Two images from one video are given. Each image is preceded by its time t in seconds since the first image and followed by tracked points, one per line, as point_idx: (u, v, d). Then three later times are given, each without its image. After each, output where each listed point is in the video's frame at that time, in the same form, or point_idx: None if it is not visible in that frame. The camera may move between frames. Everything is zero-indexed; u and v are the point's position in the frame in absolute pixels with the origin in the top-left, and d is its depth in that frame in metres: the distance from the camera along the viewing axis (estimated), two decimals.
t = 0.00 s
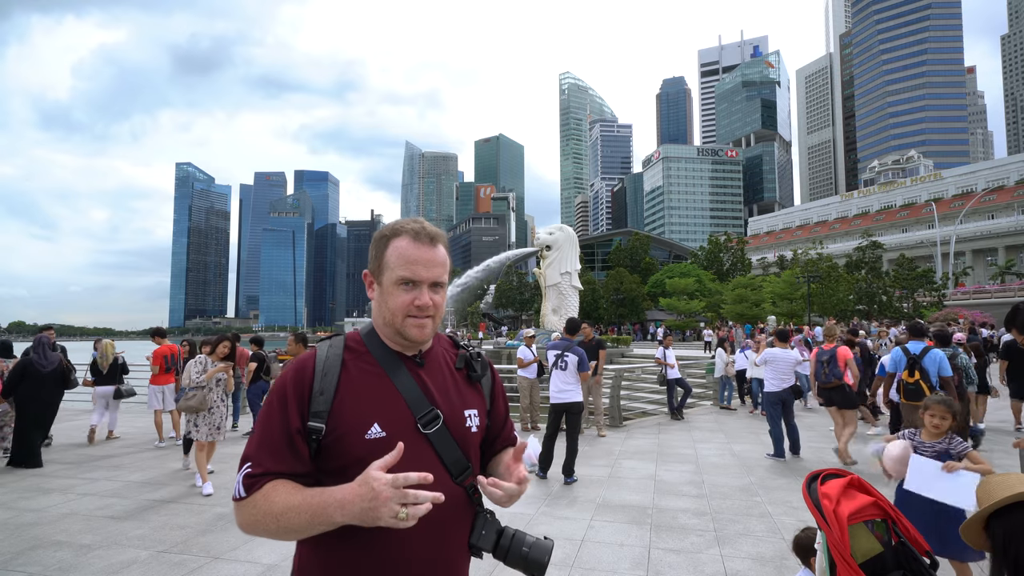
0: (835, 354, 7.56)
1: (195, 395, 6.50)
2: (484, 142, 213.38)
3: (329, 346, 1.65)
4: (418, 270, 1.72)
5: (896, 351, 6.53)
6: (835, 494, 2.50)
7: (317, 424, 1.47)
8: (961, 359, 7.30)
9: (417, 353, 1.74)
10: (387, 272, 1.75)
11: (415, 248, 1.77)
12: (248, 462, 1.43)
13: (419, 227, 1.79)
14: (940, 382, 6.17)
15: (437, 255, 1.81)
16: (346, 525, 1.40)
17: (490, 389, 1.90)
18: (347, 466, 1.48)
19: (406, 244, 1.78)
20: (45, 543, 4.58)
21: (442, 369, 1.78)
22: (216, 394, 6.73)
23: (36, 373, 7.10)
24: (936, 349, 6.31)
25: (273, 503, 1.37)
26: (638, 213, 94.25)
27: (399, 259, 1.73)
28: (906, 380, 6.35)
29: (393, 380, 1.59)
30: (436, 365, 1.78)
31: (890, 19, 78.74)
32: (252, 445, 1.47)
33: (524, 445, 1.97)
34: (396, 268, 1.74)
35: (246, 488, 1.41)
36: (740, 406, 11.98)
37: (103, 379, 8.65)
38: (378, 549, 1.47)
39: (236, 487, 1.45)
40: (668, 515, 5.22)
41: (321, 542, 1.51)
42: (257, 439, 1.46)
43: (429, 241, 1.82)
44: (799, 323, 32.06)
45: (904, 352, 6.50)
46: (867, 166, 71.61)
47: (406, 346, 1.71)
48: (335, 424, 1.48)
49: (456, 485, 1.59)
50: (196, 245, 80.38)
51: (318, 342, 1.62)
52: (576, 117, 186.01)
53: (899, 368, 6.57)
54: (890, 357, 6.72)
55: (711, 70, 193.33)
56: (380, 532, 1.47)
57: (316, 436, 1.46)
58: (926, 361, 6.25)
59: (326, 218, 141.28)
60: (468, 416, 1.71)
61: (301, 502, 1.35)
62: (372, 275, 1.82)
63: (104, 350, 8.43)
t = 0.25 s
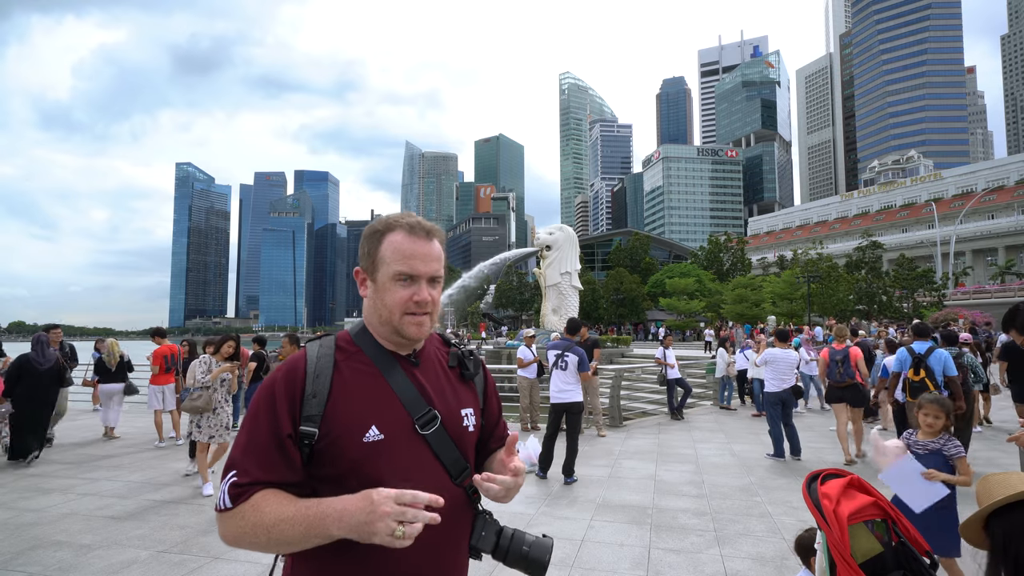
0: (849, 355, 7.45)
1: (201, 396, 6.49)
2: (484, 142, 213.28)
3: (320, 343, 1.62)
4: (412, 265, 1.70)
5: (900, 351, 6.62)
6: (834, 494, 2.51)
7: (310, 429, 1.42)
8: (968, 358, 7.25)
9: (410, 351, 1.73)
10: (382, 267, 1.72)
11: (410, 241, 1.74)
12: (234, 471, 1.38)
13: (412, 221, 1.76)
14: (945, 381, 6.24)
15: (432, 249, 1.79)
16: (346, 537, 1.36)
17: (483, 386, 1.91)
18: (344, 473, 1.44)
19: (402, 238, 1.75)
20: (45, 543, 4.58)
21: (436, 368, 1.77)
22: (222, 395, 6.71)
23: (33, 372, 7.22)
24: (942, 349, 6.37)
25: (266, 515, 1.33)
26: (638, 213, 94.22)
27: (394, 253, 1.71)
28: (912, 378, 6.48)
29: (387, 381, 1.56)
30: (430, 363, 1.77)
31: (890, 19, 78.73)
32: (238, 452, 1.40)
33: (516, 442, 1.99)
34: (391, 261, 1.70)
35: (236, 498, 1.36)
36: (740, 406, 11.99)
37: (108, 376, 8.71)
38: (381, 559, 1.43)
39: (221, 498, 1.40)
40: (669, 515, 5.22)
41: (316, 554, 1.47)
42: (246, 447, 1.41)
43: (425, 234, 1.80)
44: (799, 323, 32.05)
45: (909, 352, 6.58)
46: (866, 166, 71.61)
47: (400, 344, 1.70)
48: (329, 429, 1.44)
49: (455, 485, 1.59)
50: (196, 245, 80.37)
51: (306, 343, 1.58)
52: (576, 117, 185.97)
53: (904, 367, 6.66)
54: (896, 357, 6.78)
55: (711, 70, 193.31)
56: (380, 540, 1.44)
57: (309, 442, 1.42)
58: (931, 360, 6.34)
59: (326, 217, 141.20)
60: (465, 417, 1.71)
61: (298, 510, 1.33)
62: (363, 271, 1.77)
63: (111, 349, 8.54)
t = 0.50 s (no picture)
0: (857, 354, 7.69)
1: (209, 397, 6.49)
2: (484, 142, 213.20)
3: (320, 340, 1.48)
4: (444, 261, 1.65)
5: (903, 350, 6.65)
6: (834, 494, 2.51)
7: (316, 440, 1.32)
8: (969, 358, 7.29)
9: (410, 350, 1.65)
10: (391, 261, 1.59)
11: (422, 236, 1.64)
12: (238, 487, 1.25)
13: (417, 214, 1.66)
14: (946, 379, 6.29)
15: (437, 241, 1.69)
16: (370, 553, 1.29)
17: (470, 381, 1.90)
18: (356, 483, 1.35)
19: (414, 232, 1.63)
20: (45, 543, 4.58)
21: (432, 365, 1.73)
22: (228, 396, 6.73)
23: (28, 370, 7.29)
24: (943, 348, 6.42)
25: (279, 535, 1.22)
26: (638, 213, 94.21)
27: (409, 248, 1.59)
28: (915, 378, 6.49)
29: (389, 381, 1.47)
30: (425, 362, 1.72)
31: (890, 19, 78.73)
32: (240, 468, 1.26)
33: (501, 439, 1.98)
34: (429, 257, 1.62)
35: (241, 518, 1.24)
36: (740, 406, 11.99)
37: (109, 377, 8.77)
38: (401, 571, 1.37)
39: (221, 520, 1.26)
40: (668, 515, 5.23)
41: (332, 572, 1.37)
42: (248, 460, 1.27)
43: (428, 227, 1.71)
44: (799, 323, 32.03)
45: (910, 351, 6.62)
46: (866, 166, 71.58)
47: (403, 343, 1.61)
48: (337, 437, 1.34)
49: (458, 485, 1.56)
50: (196, 245, 80.33)
51: (301, 344, 1.43)
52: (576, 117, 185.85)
53: (907, 367, 6.70)
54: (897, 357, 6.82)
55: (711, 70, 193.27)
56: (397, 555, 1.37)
57: (315, 452, 1.31)
58: (933, 359, 6.37)
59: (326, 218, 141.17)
60: (463, 414, 1.70)
61: (317, 530, 1.23)
62: (371, 262, 1.59)
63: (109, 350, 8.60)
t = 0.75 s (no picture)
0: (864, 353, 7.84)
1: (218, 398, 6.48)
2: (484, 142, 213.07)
3: (331, 337, 1.32)
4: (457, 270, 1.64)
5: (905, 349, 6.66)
6: (834, 495, 2.51)
7: (345, 441, 1.17)
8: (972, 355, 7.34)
9: (414, 345, 1.57)
10: (402, 256, 1.51)
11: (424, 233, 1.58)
12: (273, 498, 1.07)
13: (415, 212, 1.58)
14: (949, 377, 6.34)
15: (435, 239, 1.63)
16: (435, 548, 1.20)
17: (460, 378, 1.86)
18: (387, 484, 1.25)
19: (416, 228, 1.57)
20: (45, 543, 4.58)
21: (428, 365, 1.68)
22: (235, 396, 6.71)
23: (22, 369, 7.31)
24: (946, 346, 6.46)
25: (330, 545, 1.08)
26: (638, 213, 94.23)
27: (418, 239, 1.53)
28: (919, 375, 6.51)
29: (402, 377, 1.38)
30: (426, 357, 1.66)
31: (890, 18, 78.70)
32: (275, 475, 1.08)
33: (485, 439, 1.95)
34: (433, 258, 1.57)
35: (280, 531, 1.07)
36: (740, 406, 11.98)
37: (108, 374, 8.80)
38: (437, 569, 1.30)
39: (250, 540, 1.08)
40: (667, 514, 5.24)
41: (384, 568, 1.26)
42: (290, 463, 1.10)
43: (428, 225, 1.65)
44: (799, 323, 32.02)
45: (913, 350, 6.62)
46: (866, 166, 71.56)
47: (407, 338, 1.53)
48: (367, 436, 1.20)
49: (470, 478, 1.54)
50: (196, 245, 80.26)
51: (318, 336, 1.28)
52: (576, 116, 185.91)
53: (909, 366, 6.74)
54: (901, 356, 6.87)
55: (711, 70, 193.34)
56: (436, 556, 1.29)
57: (345, 453, 1.18)
58: (935, 358, 6.41)
59: (326, 218, 141.08)
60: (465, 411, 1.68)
61: (375, 535, 1.10)
62: (382, 259, 1.48)
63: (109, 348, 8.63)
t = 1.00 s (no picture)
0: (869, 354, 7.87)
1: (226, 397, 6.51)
2: (484, 142, 212.98)
3: (349, 337, 1.29)
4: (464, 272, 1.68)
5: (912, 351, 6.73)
6: (835, 495, 2.50)
7: (381, 444, 1.16)
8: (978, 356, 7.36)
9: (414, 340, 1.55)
10: (405, 253, 1.47)
11: (418, 229, 1.52)
12: (323, 507, 1.01)
13: (408, 207, 1.51)
14: (955, 379, 6.40)
15: (431, 237, 1.59)
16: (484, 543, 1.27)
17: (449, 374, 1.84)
18: (417, 485, 1.25)
19: (411, 225, 1.50)
20: (46, 543, 4.58)
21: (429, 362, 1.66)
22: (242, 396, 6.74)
23: (15, 370, 7.26)
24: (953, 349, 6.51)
25: (388, 549, 1.09)
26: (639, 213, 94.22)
27: (416, 237, 1.48)
28: (925, 376, 6.56)
29: (413, 377, 1.37)
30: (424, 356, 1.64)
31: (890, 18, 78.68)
32: (320, 483, 1.02)
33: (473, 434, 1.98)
34: (432, 253, 1.51)
35: (343, 540, 1.04)
36: (739, 406, 11.99)
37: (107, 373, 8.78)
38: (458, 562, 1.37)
39: (299, 556, 1.01)
40: (668, 514, 5.24)
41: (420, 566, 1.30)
42: (351, 471, 1.07)
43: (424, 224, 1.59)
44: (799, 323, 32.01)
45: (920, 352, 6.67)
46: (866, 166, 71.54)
47: (407, 333, 1.52)
48: (399, 438, 1.20)
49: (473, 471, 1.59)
50: (196, 245, 80.18)
51: (338, 336, 1.23)
52: (576, 116, 185.99)
53: (915, 367, 6.78)
54: (907, 358, 6.90)
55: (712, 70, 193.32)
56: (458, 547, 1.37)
57: (382, 454, 1.16)
58: (942, 360, 6.46)
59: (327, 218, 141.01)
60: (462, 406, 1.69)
61: (429, 536, 1.12)
62: (393, 258, 1.45)
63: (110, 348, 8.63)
